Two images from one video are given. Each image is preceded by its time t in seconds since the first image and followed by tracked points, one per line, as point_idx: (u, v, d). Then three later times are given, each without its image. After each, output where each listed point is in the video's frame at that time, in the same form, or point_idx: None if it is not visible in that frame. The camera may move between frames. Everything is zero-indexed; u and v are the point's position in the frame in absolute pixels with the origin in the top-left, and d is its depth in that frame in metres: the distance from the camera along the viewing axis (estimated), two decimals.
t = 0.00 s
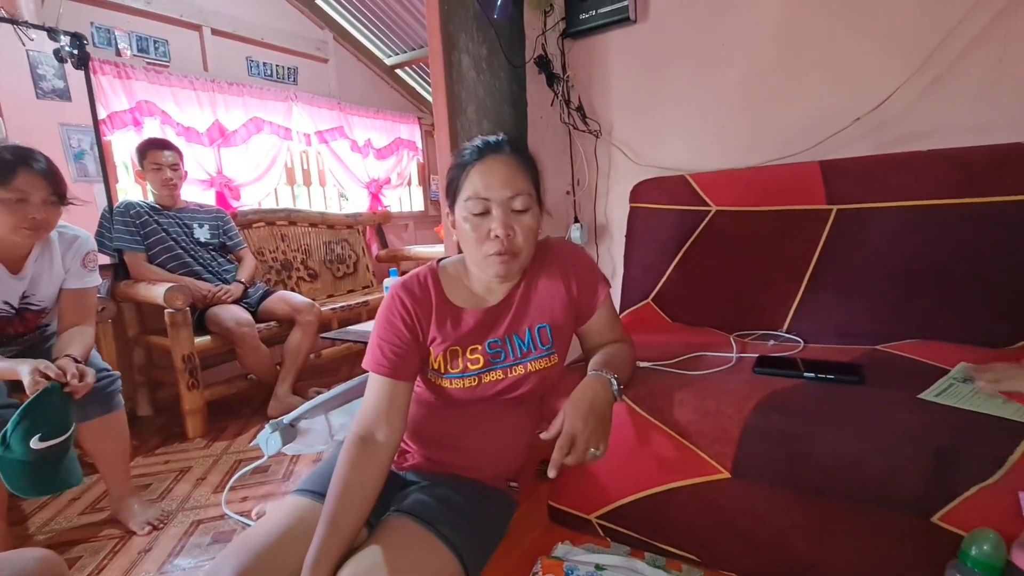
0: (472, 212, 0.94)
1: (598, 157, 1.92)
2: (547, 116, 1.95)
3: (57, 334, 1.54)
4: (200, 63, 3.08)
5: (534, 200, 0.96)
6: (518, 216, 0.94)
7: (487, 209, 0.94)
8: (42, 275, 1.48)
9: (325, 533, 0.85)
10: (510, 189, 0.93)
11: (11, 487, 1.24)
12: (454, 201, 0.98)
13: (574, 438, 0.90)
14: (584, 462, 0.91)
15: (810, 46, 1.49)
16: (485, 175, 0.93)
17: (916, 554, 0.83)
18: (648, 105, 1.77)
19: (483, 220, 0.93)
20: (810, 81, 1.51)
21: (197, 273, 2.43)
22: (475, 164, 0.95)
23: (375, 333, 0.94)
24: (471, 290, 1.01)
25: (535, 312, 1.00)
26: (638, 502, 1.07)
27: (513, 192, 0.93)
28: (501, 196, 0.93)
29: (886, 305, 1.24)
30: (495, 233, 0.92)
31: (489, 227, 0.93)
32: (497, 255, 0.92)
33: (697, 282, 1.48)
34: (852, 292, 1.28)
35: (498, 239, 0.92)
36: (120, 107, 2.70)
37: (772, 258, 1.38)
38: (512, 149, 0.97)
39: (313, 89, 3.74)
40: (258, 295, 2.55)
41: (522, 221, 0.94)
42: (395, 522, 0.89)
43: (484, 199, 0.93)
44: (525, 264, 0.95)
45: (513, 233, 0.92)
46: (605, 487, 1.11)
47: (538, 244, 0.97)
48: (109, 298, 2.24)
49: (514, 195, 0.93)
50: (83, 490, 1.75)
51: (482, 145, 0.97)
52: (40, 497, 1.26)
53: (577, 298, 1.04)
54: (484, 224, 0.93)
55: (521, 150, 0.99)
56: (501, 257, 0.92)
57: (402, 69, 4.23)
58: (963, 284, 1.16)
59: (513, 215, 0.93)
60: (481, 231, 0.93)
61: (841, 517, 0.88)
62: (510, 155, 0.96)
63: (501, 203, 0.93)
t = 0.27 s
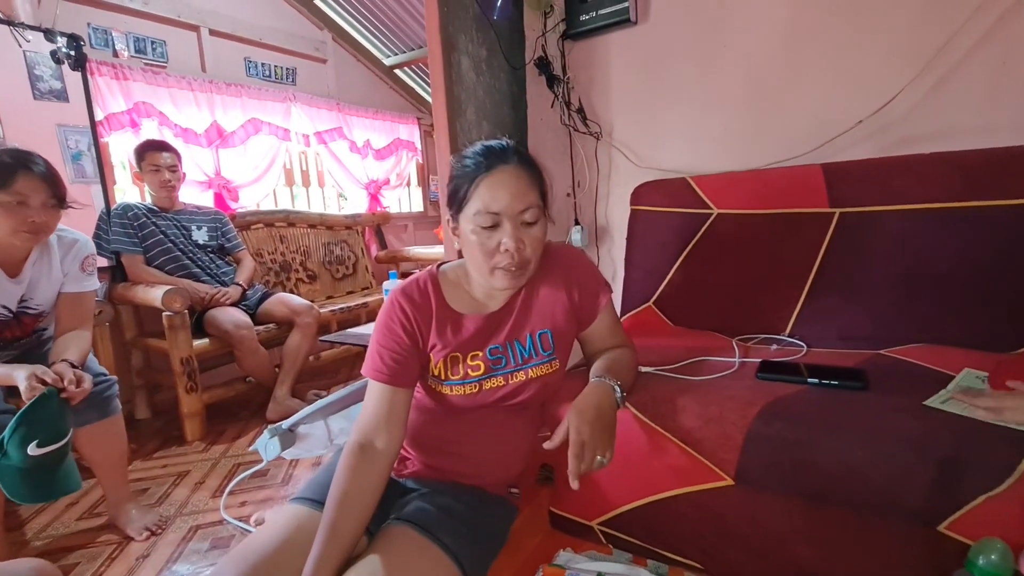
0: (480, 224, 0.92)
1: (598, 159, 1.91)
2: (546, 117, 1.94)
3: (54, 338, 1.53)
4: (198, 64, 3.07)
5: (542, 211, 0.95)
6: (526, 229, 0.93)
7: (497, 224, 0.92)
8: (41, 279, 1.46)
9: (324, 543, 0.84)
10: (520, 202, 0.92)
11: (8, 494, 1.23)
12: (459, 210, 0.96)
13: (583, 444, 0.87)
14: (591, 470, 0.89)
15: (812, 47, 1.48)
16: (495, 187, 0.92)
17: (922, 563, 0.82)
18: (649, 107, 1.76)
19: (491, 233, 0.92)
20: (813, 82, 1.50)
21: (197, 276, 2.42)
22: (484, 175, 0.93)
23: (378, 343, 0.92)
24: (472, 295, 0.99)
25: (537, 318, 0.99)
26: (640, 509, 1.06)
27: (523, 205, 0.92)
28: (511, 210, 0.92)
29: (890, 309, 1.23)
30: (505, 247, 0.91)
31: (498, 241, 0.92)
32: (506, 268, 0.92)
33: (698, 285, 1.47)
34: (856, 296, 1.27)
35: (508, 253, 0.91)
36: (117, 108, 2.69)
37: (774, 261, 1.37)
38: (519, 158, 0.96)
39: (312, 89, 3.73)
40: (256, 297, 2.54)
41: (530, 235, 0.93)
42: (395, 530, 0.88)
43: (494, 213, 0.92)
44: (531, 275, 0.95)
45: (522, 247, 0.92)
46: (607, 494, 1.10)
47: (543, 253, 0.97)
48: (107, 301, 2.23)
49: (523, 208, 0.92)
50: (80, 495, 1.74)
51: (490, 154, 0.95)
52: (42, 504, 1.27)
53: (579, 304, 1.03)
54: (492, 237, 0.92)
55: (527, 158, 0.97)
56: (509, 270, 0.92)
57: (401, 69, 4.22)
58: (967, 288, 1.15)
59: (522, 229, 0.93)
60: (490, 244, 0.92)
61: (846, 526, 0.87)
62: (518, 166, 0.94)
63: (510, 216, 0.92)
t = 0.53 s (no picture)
0: (486, 222, 0.90)
1: (600, 153, 1.89)
2: (547, 110, 1.92)
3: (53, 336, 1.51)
4: (196, 59, 3.05)
5: (548, 208, 0.94)
6: (533, 226, 0.92)
7: (504, 222, 0.91)
8: (39, 276, 1.45)
9: (324, 543, 0.82)
10: (527, 199, 0.91)
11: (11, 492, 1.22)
12: (463, 205, 0.94)
13: (586, 446, 0.87)
14: (598, 469, 0.89)
15: (817, 39, 1.46)
16: (500, 184, 0.90)
17: (933, 562, 0.80)
18: (652, 101, 1.74)
19: (497, 231, 0.91)
20: (818, 75, 1.48)
21: (195, 272, 2.40)
22: (489, 171, 0.91)
23: (381, 342, 0.91)
24: (474, 291, 0.98)
25: (540, 314, 0.97)
26: (645, 506, 1.05)
27: (530, 203, 0.91)
28: (518, 207, 0.90)
29: (897, 304, 1.21)
30: (513, 246, 0.90)
31: (504, 239, 0.90)
32: (513, 266, 0.91)
33: (702, 280, 1.45)
34: (862, 291, 1.25)
35: (515, 251, 0.90)
36: (114, 104, 2.67)
37: (779, 256, 1.35)
38: (524, 153, 0.94)
39: (311, 85, 3.70)
40: (256, 294, 2.52)
41: (536, 231, 0.92)
42: (397, 530, 0.87)
43: (501, 210, 0.90)
44: (537, 271, 0.94)
45: (529, 244, 0.91)
46: (611, 491, 1.08)
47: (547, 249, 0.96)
48: (105, 298, 2.21)
49: (530, 205, 0.91)
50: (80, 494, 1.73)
51: (494, 149, 0.93)
52: (43, 501, 1.25)
53: (582, 299, 1.02)
54: (499, 234, 0.91)
55: (532, 153, 0.95)
56: (516, 267, 0.91)
57: (400, 65, 4.19)
58: (976, 282, 1.14)
59: (529, 226, 0.91)
60: (496, 242, 0.91)
61: (855, 524, 0.85)
62: (524, 162, 0.93)
63: (518, 214, 0.90)
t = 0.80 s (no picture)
0: (500, 212, 0.91)
1: (611, 146, 1.88)
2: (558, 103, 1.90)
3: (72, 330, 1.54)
4: (207, 57, 3.07)
5: (561, 198, 0.94)
6: (545, 214, 0.92)
7: (517, 210, 0.91)
8: (59, 271, 1.46)
9: (341, 531, 0.83)
10: (540, 189, 0.91)
11: (38, 483, 1.24)
12: (476, 195, 0.95)
13: (606, 429, 0.86)
14: (618, 456, 0.86)
15: (832, 27, 1.45)
16: (514, 174, 0.90)
17: (953, 551, 0.80)
18: (664, 92, 1.73)
19: (511, 220, 0.91)
20: (833, 63, 1.47)
21: (209, 269, 2.43)
22: (502, 161, 0.91)
23: (396, 333, 0.91)
24: (487, 283, 0.98)
25: (553, 305, 0.98)
26: (659, 497, 1.05)
27: (543, 191, 0.91)
28: (531, 196, 0.90)
29: (914, 293, 1.20)
30: (526, 235, 0.90)
31: (517, 228, 0.91)
32: (526, 256, 0.91)
33: (715, 272, 1.45)
34: (878, 281, 1.24)
35: (528, 240, 0.90)
36: (128, 102, 2.69)
37: (793, 247, 1.34)
38: (537, 144, 0.95)
39: (320, 82, 3.72)
40: (269, 289, 2.54)
41: (549, 221, 0.93)
42: (412, 519, 0.88)
43: (514, 199, 0.90)
44: (550, 262, 0.94)
45: (542, 234, 0.91)
46: (625, 482, 1.09)
47: (560, 240, 0.96)
48: (122, 294, 2.24)
49: (543, 194, 0.91)
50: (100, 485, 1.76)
51: (507, 139, 0.93)
52: (66, 492, 1.26)
53: (595, 291, 1.02)
54: (512, 224, 0.91)
55: (545, 143, 0.96)
56: (530, 258, 0.91)
57: (408, 61, 4.20)
58: (995, 271, 1.12)
59: (541, 215, 0.92)
60: (509, 231, 0.91)
61: (873, 513, 0.85)
62: (537, 152, 0.93)
63: (531, 203, 0.91)
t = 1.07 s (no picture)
0: (533, 207, 0.92)
1: (642, 142, 1.88)
2: (588, 100, 1.88)
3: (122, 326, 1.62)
4: (243, 61, 3.16)
5: (593, 193, 0.95)
6: (577, 209, 0.93)
7: (549, 205, 0.92)
8: (111, 269, 1.54)
9: (381, 520, 0.85)
10: (572, 183, 0.92)
11: (95, 468, 1.31)
12: (509, 192, 0.96)
13: (637, 425, 0.86)
14: (651, 449, 0.86)
15: (871, 19, 1.42)
16: (546, 169, 0.92)
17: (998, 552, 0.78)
18: (696, 88, 1.73)
19: (543, 215, 0.92)
20: (872, 56, 1.44)
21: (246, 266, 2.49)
22: (535, 157, 0.93)
23: (433, 327, 0.94)
24: (521, 278, 1.00)
25: (585, 300, 0.99)
26: (693, 493, 1.06)
27: (575, 187, 0.92)
28: (564, 191, 0.92)
29: (956, 289, 1.18)
30: (557, 229, 0.91)
31: (549, 223, 0.92)
32: (558, 250, 0.92)
33: (748, 267, 1.44)
34: (919, 277, 1.22)
35: (560, 235, 0.91)
36: (170, 106, 2.78)
37: (829, 242, 1.33)
38: (569, 140, 0.96)
39: (350, 84, 3.78)
40: (303, 286, 2.60)
41: (581, 216, 0.94)
42: (449, 509, 0.90)
43: (546, 194, 0.92)
44: (582, 257, 0.95)
45: (573, 228, 0.92)
46: (658, 477, 1.09)
47: (593, 235, 0.96)
48: (165, 291, 2.32)
49: (575, 189, 0.92)
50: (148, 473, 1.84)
51: (540, 136, 0.95)
52: (120, 477, 1.32)
53: (627, 286, 1.02)
54: (545, 219, 0.92)
55: (577, 140, 0.97)
56: (562, 252, 0.92)
57: (436, 60, 4.24)
58: None
59: (573, 210, 0.93)
60: (541, 226, 0.92)
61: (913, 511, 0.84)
62: (569, 148, 0.95)
63: (563, 198, 0.92)
